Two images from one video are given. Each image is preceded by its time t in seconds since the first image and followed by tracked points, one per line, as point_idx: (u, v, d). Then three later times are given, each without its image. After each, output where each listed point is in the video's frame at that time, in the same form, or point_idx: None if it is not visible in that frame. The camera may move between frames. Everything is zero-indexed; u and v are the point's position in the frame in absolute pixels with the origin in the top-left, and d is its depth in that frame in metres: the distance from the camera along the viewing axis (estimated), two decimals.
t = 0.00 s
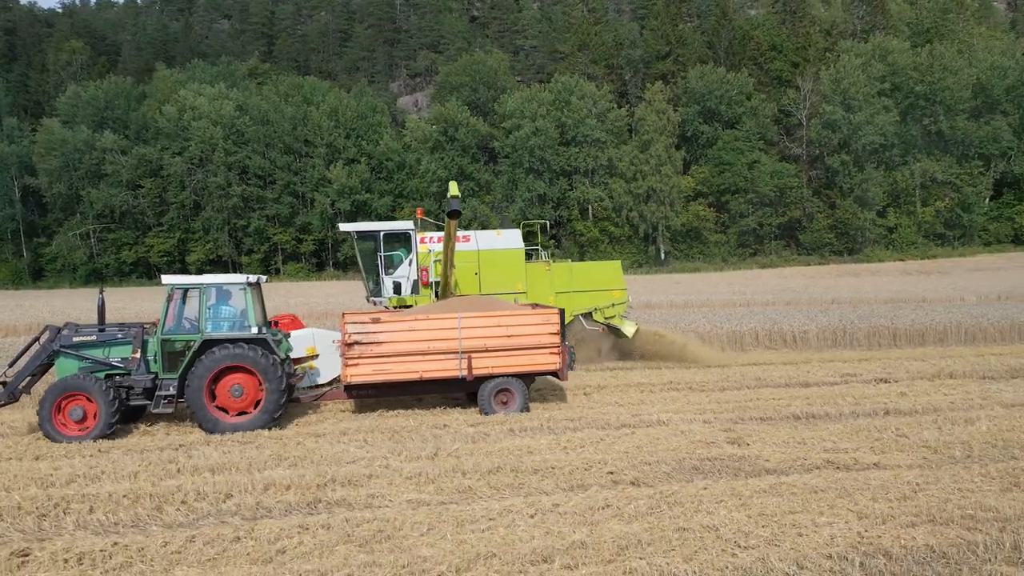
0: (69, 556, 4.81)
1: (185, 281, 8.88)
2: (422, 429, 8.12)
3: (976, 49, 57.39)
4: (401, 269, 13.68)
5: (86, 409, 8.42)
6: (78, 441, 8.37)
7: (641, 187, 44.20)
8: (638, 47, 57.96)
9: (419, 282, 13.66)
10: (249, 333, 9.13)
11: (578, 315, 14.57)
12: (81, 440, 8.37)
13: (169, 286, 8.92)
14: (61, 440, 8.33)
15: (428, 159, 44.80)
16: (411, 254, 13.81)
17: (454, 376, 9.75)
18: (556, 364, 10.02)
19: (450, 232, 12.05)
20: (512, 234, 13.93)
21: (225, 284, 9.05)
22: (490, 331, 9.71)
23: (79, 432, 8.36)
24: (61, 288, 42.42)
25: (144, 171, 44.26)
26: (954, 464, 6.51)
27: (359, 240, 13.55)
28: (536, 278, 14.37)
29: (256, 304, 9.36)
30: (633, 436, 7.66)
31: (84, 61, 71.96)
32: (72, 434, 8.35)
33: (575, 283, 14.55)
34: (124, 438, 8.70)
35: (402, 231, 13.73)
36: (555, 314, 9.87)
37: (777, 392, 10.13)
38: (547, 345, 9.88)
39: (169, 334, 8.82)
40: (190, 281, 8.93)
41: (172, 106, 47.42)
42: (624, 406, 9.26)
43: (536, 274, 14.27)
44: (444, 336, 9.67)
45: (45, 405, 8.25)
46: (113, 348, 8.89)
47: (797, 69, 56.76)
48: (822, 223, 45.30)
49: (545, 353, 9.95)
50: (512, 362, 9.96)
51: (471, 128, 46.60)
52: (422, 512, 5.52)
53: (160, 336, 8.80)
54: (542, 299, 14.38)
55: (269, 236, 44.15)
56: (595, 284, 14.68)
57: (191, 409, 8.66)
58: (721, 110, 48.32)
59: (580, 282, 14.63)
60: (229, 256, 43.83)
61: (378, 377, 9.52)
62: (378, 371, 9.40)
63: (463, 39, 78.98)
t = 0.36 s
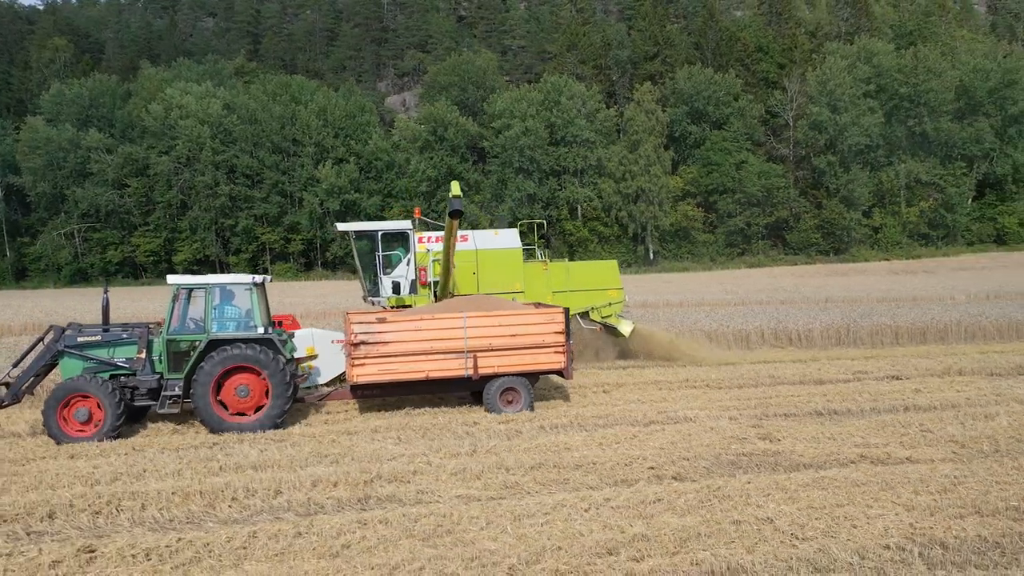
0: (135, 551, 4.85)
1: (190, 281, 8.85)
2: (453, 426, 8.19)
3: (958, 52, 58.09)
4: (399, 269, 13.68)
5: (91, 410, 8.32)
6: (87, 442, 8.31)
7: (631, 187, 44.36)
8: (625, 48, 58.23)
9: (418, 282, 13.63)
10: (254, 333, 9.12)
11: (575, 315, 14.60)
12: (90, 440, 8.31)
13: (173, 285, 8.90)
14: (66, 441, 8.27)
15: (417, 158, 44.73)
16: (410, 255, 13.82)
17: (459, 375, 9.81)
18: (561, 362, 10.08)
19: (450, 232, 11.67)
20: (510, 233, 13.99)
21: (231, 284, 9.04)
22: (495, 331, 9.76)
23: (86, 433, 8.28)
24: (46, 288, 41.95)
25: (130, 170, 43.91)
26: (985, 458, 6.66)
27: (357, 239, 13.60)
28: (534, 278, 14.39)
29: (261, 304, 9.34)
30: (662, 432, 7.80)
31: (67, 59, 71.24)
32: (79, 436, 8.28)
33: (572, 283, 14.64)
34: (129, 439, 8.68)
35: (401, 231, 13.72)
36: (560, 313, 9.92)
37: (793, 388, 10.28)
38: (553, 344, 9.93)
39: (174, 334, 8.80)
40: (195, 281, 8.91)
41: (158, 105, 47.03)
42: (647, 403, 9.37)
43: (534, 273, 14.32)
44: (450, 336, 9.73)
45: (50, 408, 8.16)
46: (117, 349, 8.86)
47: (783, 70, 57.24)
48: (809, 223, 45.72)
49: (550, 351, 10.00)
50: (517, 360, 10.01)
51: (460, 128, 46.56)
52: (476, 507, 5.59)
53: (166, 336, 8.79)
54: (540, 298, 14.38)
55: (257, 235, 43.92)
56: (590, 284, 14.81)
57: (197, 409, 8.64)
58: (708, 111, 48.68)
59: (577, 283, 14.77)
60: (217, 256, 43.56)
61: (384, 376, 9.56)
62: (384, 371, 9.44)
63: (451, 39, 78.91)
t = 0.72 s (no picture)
0: (208, 547, 4.91)
1: (197, 281, 8.81)
2: (485, 423, 8.28)
3: (939, 54, 58.83)
4: (396, 268, 13.68)
5: (97, 412, 8.22)
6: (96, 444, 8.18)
7: (619, 187, 44.56)
8: (612, 49, 58.44)
9: (415, 282, 13.62)
10: (261, 333, 9.10)
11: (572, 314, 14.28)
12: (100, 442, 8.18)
13: (180, 285, 8.87)
14: (73, 443, 8.16)
15: (406, 158, 44.60)
16: (407, 255, 13.84)
17: (465, 374, 9.84)
18: (567, 360, 10.14)
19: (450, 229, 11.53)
20: (507, 234, 13.68)
21: (238, 284, 9.02)
22: (502, 328, 9.81)
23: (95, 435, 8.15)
24: (29, 288, 41.43)
25: (114, 169, 43.52)
26: (1016, 452, 6.84)
27: (355, 239, 13.61)
28: (531, 278, 14.10)
29: (267, 304, 9.33)
30: (693, 427, 7.92)
31: (49, 57, 70.42)
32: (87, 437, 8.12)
33: (568, 282, 14.35)
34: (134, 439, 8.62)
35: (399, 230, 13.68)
36: (566, 310, 9.99)
37: (812, 385, 10.45)
38: (559, 341, 9.99)
39: (181, 335, 8.76)
40: (202, 281, 8.88)
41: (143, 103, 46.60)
42: (670, 400, 9.48)
43: (531, 273, 14.03)
44: (457, 334, 9.77)
45: (55, 411, 8.05)
46: (123, 350, 8.82)
47: (768, 72, 57.72)
48: (794, 223, 46.17)
49: (556, 349, 10.06)
50: (523, 358, 10.07)
51: (448, 128, 46.49)
52: (533, 501, 5.69)
53: (172, 336, 8.74)
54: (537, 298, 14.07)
55: (244, 235, 43.64)
56: (587, 283, 14.52)
57: (205, 409, 8.60)
58: (695, 111, 49.00)
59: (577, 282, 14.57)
60: (203, 256, 43.26)
61: (392, 376, 9.60)
62: (392, 370, 9.48)
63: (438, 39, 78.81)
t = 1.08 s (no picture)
0: (279, 541, 4.96)
1: (204, 281, 8.81)
2: (515, 419, 8.36)
3: (920, 56, 59.56)
4: (394, 268, 13.53)
5: (104, 411, 8.16)
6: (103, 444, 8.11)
7: (607, 187, 44.69)
8: (599, 49, 58.61)
9: (414, 282, 13.49)
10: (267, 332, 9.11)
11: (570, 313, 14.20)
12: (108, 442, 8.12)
13: (185, 285, 8.87)
14: (80, 443, 8.10)
15: (394, 157, 44.41)
16: (406, 254, 13.66)
17: (473, 372, 9.89)
18: (572, 359, 10.22)
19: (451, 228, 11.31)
20: (504, 233, 13.55)
21: (244, 284, 9.03)
22: (508, 327, 9.87)
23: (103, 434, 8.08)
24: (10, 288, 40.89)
25: (98, 168, 43.07)
26: None
27: (351, 238, 13.45)
28: (528, 277, 13.99)
29: (273, 305, 9.33)
30: (721, 423, 8.04)
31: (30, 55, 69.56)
32: (93, 437, 8.05)
33: (565, 281, 14.31)
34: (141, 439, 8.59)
35: (396, 229, 13.58)
36: (571, 310, 10.08)
37: (827, 381, 10.63)
38: (564, 341, 10.07)
39: (187, 335, 8.76)
40: (209, 281, 8.89)
41: (128, 101, 46.15)
42: (691, 396, 9.60)
43: (528, 272, 13.92)
44: (463, 333, 9.81)
45: (61, 410, 7.99)
46: (129, 350, 8.82)
47: (754, 73, 58.16)
48: (780, 223, 46.57)
49: (561, 348, 10.15)
50: (529, 357, 10.13)
51: (436, 127, 46.35)
52: (588, 494, 5.79)
53: (178, 336, 8.74)
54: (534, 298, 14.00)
55: (231, 234, 43.33)
56: (583, 283, 14.49)
57: (211, 409, 8.58)
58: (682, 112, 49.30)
59: (575, 281, 14.52)
60: (189, 256, 42.95)
61: (399, 375, 9.62)
62: (400, 370, 9.52)
63: (424, 38, 78.66)
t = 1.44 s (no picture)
0: (346, 534, 5.02)
1: (210, 279, 8.82)
2: (545, 415, 8.44)
3: (903, 58, 60.17)
4: (392, 267, 13.37)
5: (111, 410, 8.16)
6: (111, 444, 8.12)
7: (596, 187, 44.82)
8: (586, 50, 58.80)
9: (412, 281, 13.33)
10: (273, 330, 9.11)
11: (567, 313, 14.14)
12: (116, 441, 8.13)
13: (190, 284, 8.89)
14: (87, 443, 8.09)
15: (382, 157, 44.16)
16: (404, 253, 13.50)
17: (478, 370, 9.95)
18: (577, 358, 10.29)
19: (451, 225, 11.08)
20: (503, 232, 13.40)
21: (250, 282, 9.04)
22: (513, 326, 9.93)
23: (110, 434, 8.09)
24: None
25: (83, 167, 42.63)
26: None
27: (349, 237, 13.27)
28: (526, 277, 13.87)
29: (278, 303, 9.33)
30: (750, 418, 8.17)
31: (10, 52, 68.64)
32: (100, 437, 8.04)
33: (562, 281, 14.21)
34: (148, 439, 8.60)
35: (394, 228, 13.39)
36: (576, 308, 10.13)
37: (844, 378, 10.80)
38: (569, 339, 10.14)
39: (193, 333, 8.76)
40: (215, 279, 8.90)
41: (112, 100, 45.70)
42: (711, 393, 9.73)
43: (526, 272, 13.80)
44: (469, 332, 9.87)
45: (67, 409, 7.97)
46: (133, 349, 8.80)
47: (739, 74, 58.62)
48: (766, 223, 47.01)
49: (567, 347, 10.22)
50: (534, 356, 10.19)
51: (425, 127, 46.02)
52: (640, 487, 5.90)
53: (184, 335, 8.74)
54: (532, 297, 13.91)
55: (217, 234, 43.09)
56: (580, 281, 14.40)
57: (218, 408, 8.58)
58: (669, 113, 49.57)
59: (572, 279, 14.42)
60: (174, 255, 42.64)
61: (405, 373, 9.69)
62: (405, 367, 9.59)
63: (410, 37, 78.50)
